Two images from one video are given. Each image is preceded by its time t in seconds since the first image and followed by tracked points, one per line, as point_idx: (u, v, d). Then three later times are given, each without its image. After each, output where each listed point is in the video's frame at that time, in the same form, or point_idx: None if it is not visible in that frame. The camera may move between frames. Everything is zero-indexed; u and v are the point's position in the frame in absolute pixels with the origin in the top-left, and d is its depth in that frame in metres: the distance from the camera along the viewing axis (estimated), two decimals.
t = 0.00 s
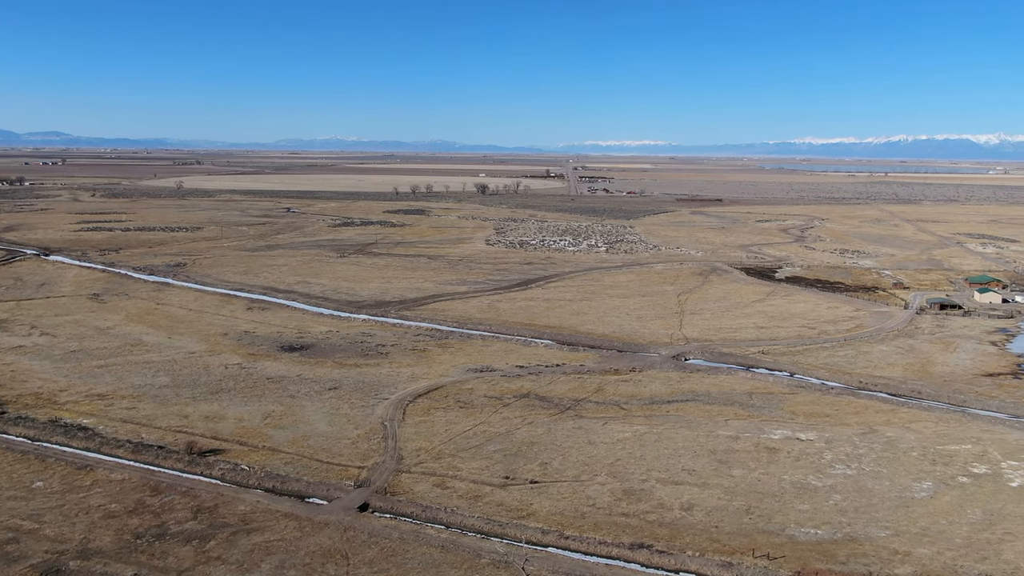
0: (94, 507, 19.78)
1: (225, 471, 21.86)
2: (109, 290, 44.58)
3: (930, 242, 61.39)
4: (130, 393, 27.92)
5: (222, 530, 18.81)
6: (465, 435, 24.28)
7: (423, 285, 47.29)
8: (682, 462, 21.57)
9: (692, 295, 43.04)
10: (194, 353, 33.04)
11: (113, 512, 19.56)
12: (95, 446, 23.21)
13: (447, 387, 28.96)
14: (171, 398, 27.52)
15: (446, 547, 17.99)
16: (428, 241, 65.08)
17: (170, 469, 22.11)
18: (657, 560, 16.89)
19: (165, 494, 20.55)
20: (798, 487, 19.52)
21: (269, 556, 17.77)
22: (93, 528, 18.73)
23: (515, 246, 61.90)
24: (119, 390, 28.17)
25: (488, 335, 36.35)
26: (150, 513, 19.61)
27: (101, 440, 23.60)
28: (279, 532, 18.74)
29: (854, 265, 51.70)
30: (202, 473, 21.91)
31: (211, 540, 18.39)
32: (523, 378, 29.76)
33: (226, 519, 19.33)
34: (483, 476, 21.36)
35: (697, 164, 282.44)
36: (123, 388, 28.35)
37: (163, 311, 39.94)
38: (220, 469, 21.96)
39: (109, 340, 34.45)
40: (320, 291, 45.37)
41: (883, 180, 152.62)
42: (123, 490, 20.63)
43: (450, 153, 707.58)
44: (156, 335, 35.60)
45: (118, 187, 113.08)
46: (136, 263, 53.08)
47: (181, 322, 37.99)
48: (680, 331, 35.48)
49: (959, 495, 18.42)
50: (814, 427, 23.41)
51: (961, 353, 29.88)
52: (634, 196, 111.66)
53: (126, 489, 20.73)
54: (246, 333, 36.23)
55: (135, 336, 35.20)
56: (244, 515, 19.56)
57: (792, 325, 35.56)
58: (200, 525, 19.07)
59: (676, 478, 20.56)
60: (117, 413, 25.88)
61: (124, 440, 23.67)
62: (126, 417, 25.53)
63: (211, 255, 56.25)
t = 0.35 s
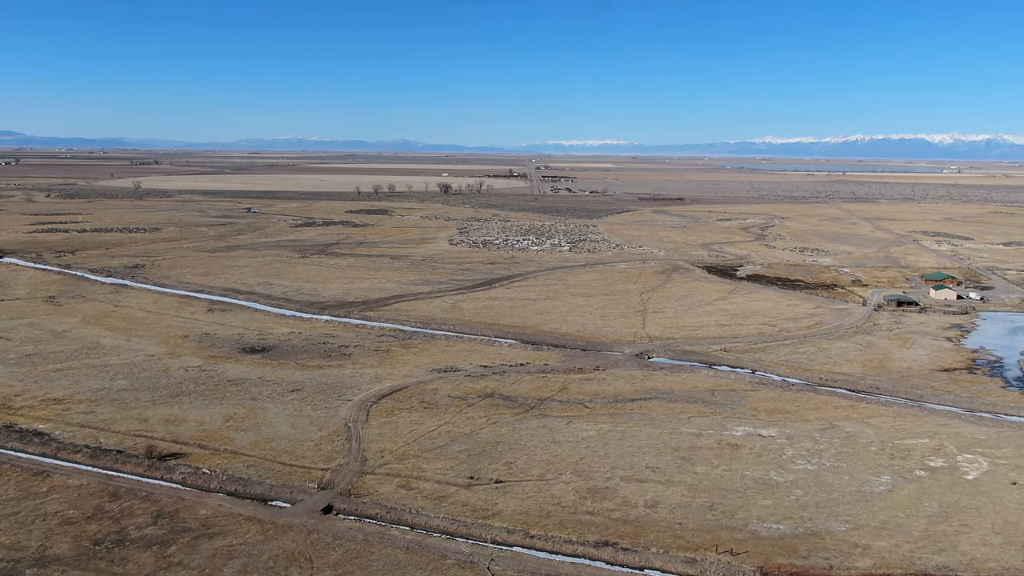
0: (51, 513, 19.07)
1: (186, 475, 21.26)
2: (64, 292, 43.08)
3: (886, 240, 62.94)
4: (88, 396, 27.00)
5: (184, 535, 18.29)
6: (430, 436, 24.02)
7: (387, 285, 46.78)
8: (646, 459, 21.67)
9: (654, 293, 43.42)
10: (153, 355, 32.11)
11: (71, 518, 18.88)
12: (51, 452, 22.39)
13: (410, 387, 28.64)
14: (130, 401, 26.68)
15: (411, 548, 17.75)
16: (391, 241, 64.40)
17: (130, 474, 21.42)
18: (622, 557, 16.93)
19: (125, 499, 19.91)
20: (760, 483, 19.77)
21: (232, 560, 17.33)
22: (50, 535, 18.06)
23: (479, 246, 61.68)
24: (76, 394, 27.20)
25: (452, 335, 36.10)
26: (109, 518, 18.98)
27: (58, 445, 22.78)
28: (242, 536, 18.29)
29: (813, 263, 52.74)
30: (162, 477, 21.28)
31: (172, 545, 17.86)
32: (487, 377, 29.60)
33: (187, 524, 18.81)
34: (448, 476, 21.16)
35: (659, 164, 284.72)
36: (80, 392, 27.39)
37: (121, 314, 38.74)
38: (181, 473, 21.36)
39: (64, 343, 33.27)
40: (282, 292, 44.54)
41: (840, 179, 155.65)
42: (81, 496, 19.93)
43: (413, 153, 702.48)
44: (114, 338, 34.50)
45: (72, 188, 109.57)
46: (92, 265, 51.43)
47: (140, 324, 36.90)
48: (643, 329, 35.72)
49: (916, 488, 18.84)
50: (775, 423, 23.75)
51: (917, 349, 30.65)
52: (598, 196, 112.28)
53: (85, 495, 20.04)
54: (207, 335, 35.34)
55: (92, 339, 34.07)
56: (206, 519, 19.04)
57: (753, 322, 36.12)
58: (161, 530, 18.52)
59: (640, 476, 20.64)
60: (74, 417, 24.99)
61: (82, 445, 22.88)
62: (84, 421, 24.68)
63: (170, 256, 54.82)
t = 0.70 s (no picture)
0: (4, 522, 18.33)
1: (145, 480, 20.61)
2: (16, 295, 41.42)
3: (844, 238, 64.33)
4: (43, 401, 25.98)
5: (143, 541, 17.75)
6: (393, 437, 23.72)
7: (348, 286, 46.15)
8: (609, 458, 21.73)
9: (616, 292, 43.70)
10: (110, 359, 31.08)
11: (25, 526, 18.17)
12: (5, 458, 21.49)
13: (373, 388, 28.25)
14: (87, 405, 25.77)
15: (375, 550, 17.49)
16: (352, 241, 63.57)
17: (87, 479, 20.68)
18: (585, 556, 16.94)
19: (81, 505, 19.22)
20: (722, 479, 19.99)
21: (193, 565, 16.87)
22: (3, 544, 17.36)
23: (441, 246, 61.27)
24: (30, 399, 26.16)
25: (414, 335, 35.76)
26: (65, 526, 18.31)
27: (11, 451, 21.88)
28: (202, 541, 17.83)
29: (773, 261, 53.67)
30: (120, 482, 20.59)
31: (131, 551, 17.32)
32: (450, 378, 29.37)
33: (147, 529, 18.24)
34: (412, 477, 20.90)
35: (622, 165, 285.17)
36: (35, 397, 26.35)
37: (77, 317, 37.43)
38: (140, 478, 20.69)
39: (16, 347, 31.98)
40: (242, 293, 43.56)
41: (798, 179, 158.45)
42: (36, 503, 19.18)
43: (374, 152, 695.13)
44: (69, 341, 33.33)
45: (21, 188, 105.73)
46: (45, 267, 49.61)
47: (96, 327, 35.69)
48: (606, 328, 35.89)
49: (874, 482, 19.22)
50: (737, 420, 24.06)
51: (874, 345, 31.38)
52: (561, 195, 112.65)
53: (40, 502, 19.29)
54: (166, 338, 34.36)
55: (46, 343, 32.81)
56: (166, 524, 18.49)
57: (713, 320, 36.58)
58: (119, 536, 17.94)
59: (603, 474, 20.69)
60: (28, 423, 24.02)
61: (37, 451, 22.02)
62: (38, 427, 23.73)
63: (127, 258, 53.20)
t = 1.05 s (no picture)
0: None
1: (102, 486, 20.00)
2: None
3: (801, 236, 65.70)
4: None
5: (100, 547, 17.24)
6: (355, 438, 23.36)
7: (308, 286, 45.37)
8: (573, 456, 21.74)
9: (578, 291, 43.87)
10: (64, 362, 30.02)
11: None
12: None
13: (334, 390, 27.79)
14: (40, 410, 24.85)
15: (337, 552, 17.20)
16: (312, 241, 62.55)
17: (40, 486, 19.99)
18: (549, 555, 16.91)
19: (35, 512, 18.60)
20: (684, 476, 20.17)
21: (151, 572, 16.42)
22: None
23: (403, 246, 60.73)
24: None
25: (375, 336, 35.33)
26: (18, 534, 17.69)
27: None
28: (161, 547, 17.36)
29: (732, 260, 54.48)
30: (76, 488, 19.95)
31: (87, 559, 16.82)
32: (412, 378, 29.07)
33: (104, 536, 17.72)
34: (375, 479, 20.59)
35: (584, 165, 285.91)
36: None
37: (27, 319, 36.04)
38: (96, 484, 20.07)
39: None
40: (200, 295, 42.49)
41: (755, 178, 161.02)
42: None
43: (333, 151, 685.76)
44: (20, 345, 32.08)
45: None
46: None
47: (48, 330, 34.43)
48: (569, 327, 35.97)
49: (832, 476, 19.59)
50: (698, 417, 24.33)
51: (831, 342, 32.08)
52: (523, 194, 112.72)
53: None
54: (122, 341, 33.31)
55: None
56: (123, 530, 17.98)
57: (674, 318, 36.99)
58: (75, 544, 17.39)
59: (567, 473, 20.68)
60: None
61: None
62: None
63: (80, 259, 51.46)
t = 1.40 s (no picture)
0: None
1: (57, 491, 19.37)
2: None
3: (760, 235, 66.87)
4: None
5: (55, 554, 16.71)
6: (317, 440, 22.94)
7: (268, 287, 44.51)
8: (536, 456, 21.69)
9: (541, 290, 43.92)
10: (16, 365, 28.93)
11: None
12: None
13: (295, 391, 27.27)
14: None
15: (300, 555, 16.91)
16: (272, 242, 61.37)
17: None
18: (513, 554, 16.86)
19: None
20: (647, 474, 20.30)
21: None
22: None
23: (364, 246, 60.03)
24: None
25: (337, 337, 34.81)
26: None
27: None
28: (119, 553, 16.89)
29: (693, 259, 55.16)
30: (31, 495, 19.31)
31: (42, 566, 16.29)
32: (375, 379, 28.69)
33: (60, 542, 17.19)
34: (337, 480, 20.25)
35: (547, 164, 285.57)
36: None
37: None
38: (52, 490, 19.43)
39: None
40: (157, 296, 41.34)
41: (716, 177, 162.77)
42: None
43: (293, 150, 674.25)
44: None
45: None
46: None
47: None
48: (532, 327, 35.95)
49: (791, 472, 19.92)
50: (661, 415, 24.54)
51: (790, 340, 32.69)
52: (486, 194, 112.46)
53: None
54: (77, 343, 32.22)
55: None
56: (80, 536, 17.46)
57: (636, 317, 37.30)
58: (30, 551, 16.84)
59: (530, 472, 20.64)
60: None
61: None
62: None
63: (31, 260, 49.60)
